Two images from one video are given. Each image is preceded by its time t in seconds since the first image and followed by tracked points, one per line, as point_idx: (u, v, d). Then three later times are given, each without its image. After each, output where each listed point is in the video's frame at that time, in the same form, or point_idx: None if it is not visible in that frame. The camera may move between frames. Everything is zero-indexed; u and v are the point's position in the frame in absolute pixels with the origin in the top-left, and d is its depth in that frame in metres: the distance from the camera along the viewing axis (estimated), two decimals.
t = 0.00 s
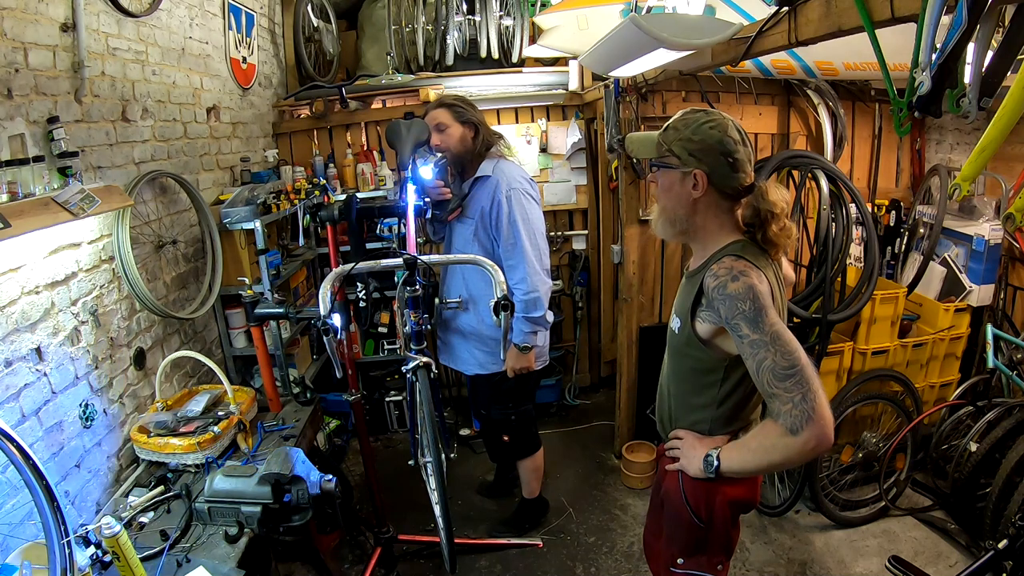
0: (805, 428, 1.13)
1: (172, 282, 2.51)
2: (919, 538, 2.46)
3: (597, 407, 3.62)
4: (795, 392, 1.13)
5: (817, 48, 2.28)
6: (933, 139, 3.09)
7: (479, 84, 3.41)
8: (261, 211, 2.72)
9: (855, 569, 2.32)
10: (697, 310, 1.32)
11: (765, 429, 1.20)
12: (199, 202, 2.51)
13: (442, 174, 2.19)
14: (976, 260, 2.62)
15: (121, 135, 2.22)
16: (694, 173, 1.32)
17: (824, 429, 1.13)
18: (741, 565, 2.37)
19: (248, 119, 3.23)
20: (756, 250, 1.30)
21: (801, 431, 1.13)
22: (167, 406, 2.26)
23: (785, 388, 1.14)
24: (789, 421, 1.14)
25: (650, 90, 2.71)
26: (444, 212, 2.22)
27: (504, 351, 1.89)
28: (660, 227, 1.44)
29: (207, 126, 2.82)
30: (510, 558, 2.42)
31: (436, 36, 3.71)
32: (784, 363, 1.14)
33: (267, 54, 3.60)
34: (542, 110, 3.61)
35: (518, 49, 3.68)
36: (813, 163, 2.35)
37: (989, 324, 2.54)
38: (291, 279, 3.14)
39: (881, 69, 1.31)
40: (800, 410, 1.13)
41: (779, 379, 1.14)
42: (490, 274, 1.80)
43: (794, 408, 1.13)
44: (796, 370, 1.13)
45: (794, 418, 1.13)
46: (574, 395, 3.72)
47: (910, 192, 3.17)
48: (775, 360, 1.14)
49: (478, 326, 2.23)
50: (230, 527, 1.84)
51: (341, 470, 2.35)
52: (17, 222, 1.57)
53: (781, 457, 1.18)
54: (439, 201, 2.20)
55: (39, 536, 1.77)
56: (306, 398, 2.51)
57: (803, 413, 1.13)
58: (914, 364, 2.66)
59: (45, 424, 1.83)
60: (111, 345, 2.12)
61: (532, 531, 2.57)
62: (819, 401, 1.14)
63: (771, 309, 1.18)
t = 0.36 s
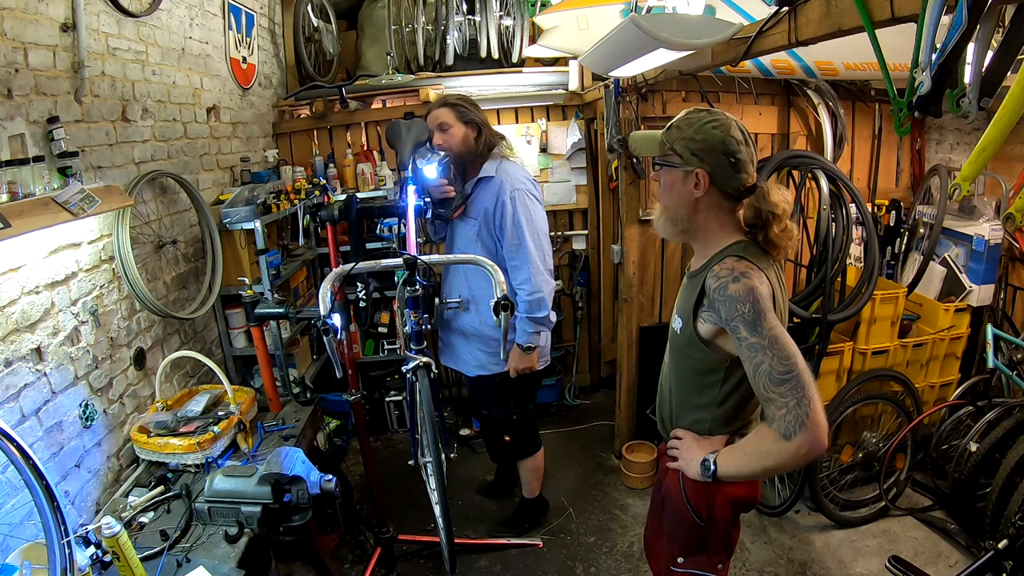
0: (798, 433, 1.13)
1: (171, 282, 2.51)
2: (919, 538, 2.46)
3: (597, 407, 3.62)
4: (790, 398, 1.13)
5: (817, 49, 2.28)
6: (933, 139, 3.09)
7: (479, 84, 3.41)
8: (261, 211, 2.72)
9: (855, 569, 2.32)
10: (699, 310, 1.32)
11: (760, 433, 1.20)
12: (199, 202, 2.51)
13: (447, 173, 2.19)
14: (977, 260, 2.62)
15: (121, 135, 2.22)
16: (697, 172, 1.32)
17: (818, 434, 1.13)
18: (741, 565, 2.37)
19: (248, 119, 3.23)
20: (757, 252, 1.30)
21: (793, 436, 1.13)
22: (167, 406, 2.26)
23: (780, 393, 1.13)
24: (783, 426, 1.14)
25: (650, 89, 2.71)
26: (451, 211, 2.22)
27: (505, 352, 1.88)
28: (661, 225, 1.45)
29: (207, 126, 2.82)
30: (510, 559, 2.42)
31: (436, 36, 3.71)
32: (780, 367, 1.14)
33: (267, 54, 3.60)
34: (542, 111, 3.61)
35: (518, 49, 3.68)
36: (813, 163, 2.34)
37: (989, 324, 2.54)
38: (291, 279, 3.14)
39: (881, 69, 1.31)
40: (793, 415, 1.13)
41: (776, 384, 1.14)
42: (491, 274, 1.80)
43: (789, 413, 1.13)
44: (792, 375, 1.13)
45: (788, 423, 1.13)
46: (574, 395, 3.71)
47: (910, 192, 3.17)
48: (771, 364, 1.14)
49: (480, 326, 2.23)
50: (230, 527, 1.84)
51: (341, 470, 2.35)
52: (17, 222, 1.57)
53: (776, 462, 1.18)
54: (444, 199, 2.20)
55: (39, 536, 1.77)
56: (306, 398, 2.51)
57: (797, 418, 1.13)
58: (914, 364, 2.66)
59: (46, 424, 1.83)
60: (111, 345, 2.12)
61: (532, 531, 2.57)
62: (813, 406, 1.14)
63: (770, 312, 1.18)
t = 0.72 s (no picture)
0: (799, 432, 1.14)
1: (171, 282, 2.51)
2: (919, 538, 2.46)
3: (597, 407, 3.62)
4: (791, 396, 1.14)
5: (817, 48, 2.28)
6: (933, 139, 3.09)
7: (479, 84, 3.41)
8: (261, 211, 2.72)
9: (855, 569, 2.32)
10: (698, 310, 1.33)
11: (761, 430, 1.20)
12: (199, 202, 2.52)
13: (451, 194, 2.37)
14: (977, 260, 2.62)
15: (121, 135, 2.22)
16: (697, 173, 1.32)
17: (817, 431, 1.14)
18: (741, 565, 2.37)
19: (248, 119, 3.23)
20: (755, 249, 1.31)
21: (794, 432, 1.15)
22: (167, 406, 2.26)
23: (781, 390, 1.15)
24: (784, 423, 1.15)
25: (650, 89, 2.70)
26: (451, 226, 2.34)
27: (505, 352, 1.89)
28: (659, 230, 1.43)
29: (207, 126, 2.82)
30: (510, 559, 2.42)
31: (436, 36, 3.71)
32: (782, 366, 1.15)
33: (267, 54, 3.60)
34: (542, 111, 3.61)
35: (518, 49, 3.68)
36: (813, 163, 2.35)
37: (989, 324, 2.54)
38: (291, 279, 3.14)
39: (881, 69, 1.31)
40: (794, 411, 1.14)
41: (776, 382, 1.15)
42: (490, 274, 1.80)
43: (789, 411, 1.14)
44: (793, 373, 1.14)
45: (789, 422, 1.14)
46: (574, 395, 3.72)
47: (910, 192, 3.17)
48: (772, 363, 1.15)
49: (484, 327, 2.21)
50: (230, 527, 1.84)
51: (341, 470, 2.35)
52: (17, 222, 1.57)
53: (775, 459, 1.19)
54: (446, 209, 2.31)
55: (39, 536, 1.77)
56: (306, 398, 2.50)
57: (797, 416, 1.15)
58: (914, 364, 2.66)
59: (45, 424, 1.83)
60: (111, 345, 2.12)
61: (532, 530, 2.57)
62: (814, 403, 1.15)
63: (771, 312, 1.18)
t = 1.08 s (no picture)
0: (777, 426, 1.15)
1: (171, 282, 2.51)
2: (919, 538, 2.46)
3: (597, 408, 3.62)
4: (770, 388, 1.15)
5: (817, 48, 2.28)
6: (933, 139, 3.09)
7: (479, 84, 3.41)
8: (261, 211, 2.72)
9: (855, 569, 2.32)
10: (684, 307, 1.33)
11: (744, 424, 1.21)
12: (199, 202, 2.52)
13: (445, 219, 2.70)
14: (976, 260, 2.62)
15: (121, 135, 2.22)
16: (684, 172, 1.32)
17: (796, 425, 1.15)
18: (741, 565, 2.37)
19: (248, 119, 3.24)
20: (738, 245, 1.30)
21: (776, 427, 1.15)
22: (167, 406, 2.26)
23: (762, 383, 1.15)
24: (763, 416, 1.16)
25: (650, 89, 2.70)
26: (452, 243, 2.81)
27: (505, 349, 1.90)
28: (651, 233, 1.44)
29: (207, 126, 2.82)
30: (510, 558, 2.42)
31: (436, 36, 3.71)
32: (762, 360, 1.15)
33: (267, 54, 3.60)
34: (542, 111, 3.61)
35: (518, 49, 3.68)
36: (813, 163, 2.35)
37: (989, 324, 2.54)
38: (291, 279, 3.14)
39: (881, 69, 1.31)
40: (773, 403, 1.15)
41: (755, 375, 1.15)
42: (490, 274, 1.81)
43: (767, 405, 1.15)
44: (773, 365, 1.15)
45: (767, 415, 1.15)
46: (574, 395, 3.72)
47: (910, 192, 3.17)
48: (751, 356, 1.15)
49: (491, 341, 2.22)
50: (230, 527, 1.84)
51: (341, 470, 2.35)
52: (17, 222, 1.57)
53: (757, 451, 1.20)
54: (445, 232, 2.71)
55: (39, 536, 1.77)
56: (306, 398, 2.50)
57: (776, 409, 1.15)
58: (914, 364, 2.66)
59: (46, 424, 1.83)
60: (111, 345, 2.12)
61: (532, 530, 2.57)
62: (793, 395, 1.16)
63: (753, 307, 1.18)
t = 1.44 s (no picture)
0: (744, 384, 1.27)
1: (171, 283, 2.51)
2: (919, 538, 2.46)
3: (597, 408, 3.62)
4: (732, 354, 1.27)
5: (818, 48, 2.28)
6: (933, 139, 3.09)
7: (479, 84, 3.42)
8: (261, 212, 2.72)
9: (854, 569, 2.32)
10: (656, 290, 1.43)
11: (711, 396, 1.32)
12: (199, 202, 2.52)
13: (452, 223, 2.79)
14: (976, 260, 2.62)
15: (120, 135, 2.22)
16: (659, 167, 1.43)
17: (754, 389, 1.27)
18: (741, 565, 2.37)
19: (248, 119, 3.24)
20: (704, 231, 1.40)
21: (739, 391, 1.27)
22: (167, 406, 2.26)
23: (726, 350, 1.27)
24: (724, 382, 1.28)
25: (650, 89, 2.71)
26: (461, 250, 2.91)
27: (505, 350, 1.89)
28: (629, 225, 1.54)
29: (207, 126, 2.82)
30: (510, 558, 2.42)
31: (436, 36, 3.71)
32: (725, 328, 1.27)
33: (267, 54, 3.60)
34: (542, 111, 3.61)
35: (518, 49, 3.67)
36: (813, 163, 2.35)
37: (989, 324, 2.54)
38: (291, 279, 3.14)
39: (881, 69, 1.31)
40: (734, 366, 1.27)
41: (717, 346, 1.28)
42: (491, 275, 1.81)
43: (727, 371, 1.27)
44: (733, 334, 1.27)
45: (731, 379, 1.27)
46: (574, 395, 3.72)
47: (910, 192, 3.17)
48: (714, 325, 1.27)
49: (496, 345, 2.22)
50: (229, 527, 1.84)
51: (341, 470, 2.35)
52: (17, 222, 1.57)
53: (721, 417, 1.32)
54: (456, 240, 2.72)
55: (39, 536, 1.77)
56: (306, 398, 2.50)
57: (736, 374, 1.27)
58: (914, 364, 2.66)
59: (46, 424, 1.83)
60: (111, 346, 2.12)
61: (532, 530, 2.57)
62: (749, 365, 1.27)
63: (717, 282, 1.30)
